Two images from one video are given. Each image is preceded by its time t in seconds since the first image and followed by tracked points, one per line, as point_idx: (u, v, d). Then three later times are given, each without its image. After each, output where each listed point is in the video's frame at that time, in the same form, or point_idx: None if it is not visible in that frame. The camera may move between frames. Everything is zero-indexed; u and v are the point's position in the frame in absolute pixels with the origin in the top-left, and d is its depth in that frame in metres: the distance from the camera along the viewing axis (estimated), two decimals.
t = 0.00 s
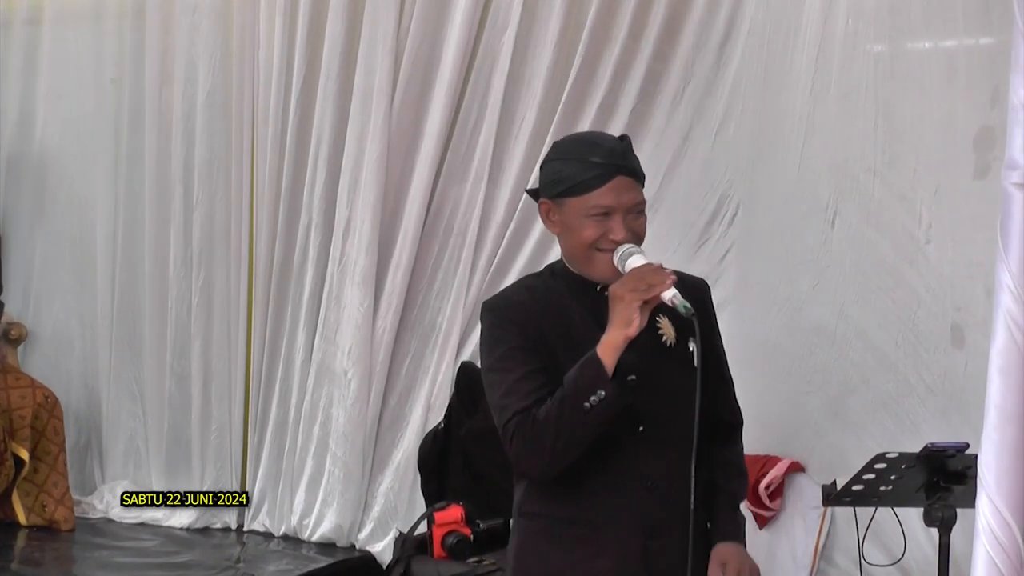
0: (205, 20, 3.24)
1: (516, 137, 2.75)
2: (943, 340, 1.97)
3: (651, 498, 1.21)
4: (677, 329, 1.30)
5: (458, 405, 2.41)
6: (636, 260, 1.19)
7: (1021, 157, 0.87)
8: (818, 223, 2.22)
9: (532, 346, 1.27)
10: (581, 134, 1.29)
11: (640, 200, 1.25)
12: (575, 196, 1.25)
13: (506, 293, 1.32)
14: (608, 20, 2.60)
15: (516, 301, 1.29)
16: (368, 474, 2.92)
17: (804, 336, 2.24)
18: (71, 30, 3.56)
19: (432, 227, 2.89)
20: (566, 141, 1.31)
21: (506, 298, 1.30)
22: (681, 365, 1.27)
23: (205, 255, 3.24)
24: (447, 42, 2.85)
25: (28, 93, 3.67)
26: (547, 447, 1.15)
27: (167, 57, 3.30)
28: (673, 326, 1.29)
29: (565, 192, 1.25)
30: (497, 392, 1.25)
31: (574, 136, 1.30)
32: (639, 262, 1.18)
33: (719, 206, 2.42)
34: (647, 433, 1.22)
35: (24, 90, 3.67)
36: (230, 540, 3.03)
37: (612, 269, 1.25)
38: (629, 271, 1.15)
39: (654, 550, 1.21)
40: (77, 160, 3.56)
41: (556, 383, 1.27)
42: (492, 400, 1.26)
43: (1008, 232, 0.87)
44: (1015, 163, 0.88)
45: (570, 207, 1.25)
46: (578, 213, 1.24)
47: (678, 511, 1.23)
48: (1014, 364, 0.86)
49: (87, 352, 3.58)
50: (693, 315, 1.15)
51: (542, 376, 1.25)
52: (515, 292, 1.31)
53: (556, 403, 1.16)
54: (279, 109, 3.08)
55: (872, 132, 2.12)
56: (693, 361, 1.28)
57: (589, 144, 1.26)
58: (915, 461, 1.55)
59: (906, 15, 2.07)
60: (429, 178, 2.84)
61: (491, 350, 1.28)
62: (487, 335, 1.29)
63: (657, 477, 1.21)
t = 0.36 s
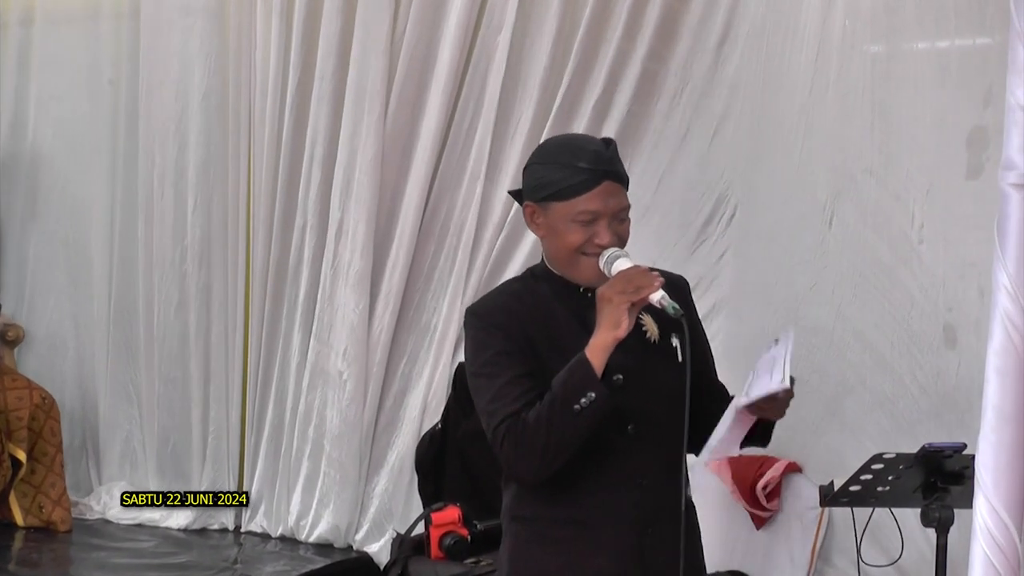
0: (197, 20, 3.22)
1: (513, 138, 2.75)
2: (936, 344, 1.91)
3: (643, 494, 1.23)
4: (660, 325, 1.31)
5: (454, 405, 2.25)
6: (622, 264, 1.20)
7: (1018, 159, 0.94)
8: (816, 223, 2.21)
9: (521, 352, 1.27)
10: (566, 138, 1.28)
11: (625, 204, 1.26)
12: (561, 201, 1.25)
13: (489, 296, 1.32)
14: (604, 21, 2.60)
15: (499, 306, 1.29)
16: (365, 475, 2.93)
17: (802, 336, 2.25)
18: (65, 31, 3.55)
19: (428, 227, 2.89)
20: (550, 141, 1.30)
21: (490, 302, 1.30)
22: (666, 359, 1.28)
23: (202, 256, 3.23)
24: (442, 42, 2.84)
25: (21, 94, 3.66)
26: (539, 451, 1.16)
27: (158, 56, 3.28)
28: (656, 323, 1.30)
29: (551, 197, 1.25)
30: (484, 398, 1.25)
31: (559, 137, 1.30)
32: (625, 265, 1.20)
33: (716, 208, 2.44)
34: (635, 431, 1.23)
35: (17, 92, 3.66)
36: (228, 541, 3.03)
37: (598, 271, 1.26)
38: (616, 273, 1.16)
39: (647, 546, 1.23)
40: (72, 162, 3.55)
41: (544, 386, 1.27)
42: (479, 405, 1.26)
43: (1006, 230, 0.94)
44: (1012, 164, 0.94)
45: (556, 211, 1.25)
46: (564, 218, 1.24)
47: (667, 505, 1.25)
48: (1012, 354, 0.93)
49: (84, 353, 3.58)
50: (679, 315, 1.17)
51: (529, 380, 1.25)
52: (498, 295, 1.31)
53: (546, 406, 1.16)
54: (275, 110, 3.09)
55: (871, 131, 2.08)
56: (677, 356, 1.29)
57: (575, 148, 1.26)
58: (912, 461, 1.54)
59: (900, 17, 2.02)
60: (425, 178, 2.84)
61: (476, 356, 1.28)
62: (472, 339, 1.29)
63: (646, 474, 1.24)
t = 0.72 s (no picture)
0: (194, 20, 3.21)
1: (511, 139, 2.74)
2: (937, 345, 2.01)
3: (632, 495, 1.35)
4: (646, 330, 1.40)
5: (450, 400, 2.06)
6: (616, 275, 1.30)
7: (1018, 159, 0.94)
8: (813, 225, 2.23)
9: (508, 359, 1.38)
10: (562, 144, 1.37)
11: (617, 210, 1.35)
12: (556, 207, 1.34)
13: (475, 302, 1.43)
14: (603, 20, 2.59)
15: (487, 310, 1.40)
16: (364, 475, 2.93)
17: (801, 337, 2.23)
18: (63, 31, 3.55)
19: (426, 228, 2.88)
20: (546, 144, 1.39)
21: (478, 308, 1.41)
22: (654, 360, 1.40)
23: (199, 256, 3.24)
24: (440, 42, 2.84)
25: (19, 94, 3.66)
26: (528, 458, 1.27)
27: (155, 56, 3.28)
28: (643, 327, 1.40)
29: (546, 202, 1.34)
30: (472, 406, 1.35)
31: (555, 141, 1.38)
32: (617, 275, 1.30)
33: (714, 207, 2.41)
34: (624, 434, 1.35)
35: (14, 92, 3.66)
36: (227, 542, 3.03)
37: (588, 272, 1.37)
38: (611, 286, 1.24)
39: (635, 543, 1.34)
40: (70, 162, 3.55)
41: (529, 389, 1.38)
42: (467, 410, 1.37)
43: (1005, 229, 0.94)
44: (1011, 164, 0.94)
45: (550, 216, 1.35)
46: (560, 223, 1.34)
47: (652, 505, 1.37)
48: (1012, 353, 0.93)
49: (83, 354, 3.58)
50: (670, 332, 1.26)
51: (515, 386, 1.36)
52: (485, 302, 1.42)
53: (535, 416, 1.26)
54: (273, 110, 3.09)
55: (868, 131, 2.13)
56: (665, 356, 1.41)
57: (571, 155, 1.34)
58: (911, 461, 1.54)
59: (898, 19, 2.10)
60: (423, 178, 2.84)
61: (465, 363, 1.39)
62: (459, 345, 1.40)
63: (636, 476, 1.35)
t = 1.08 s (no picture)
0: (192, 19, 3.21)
1: (510, 139, 2.73)
2: (940, 347, 2.05)
3: (621, 495, 1.42)
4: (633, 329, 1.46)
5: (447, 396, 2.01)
6: (604, 281, 1.36)
7: (1017, 159, 0.94)
8: (811, 225, 2.25)
9: (496, 360, 1.46)
10: (556, 148, 1.43)
11: (607, 215, 1.42)
12: (549, 211, 1.40)
13: (463, 304, 1.50)
14: (603, 18, 2.58)
15: (473, 312, 1.48)
16: (364, 475, 2.94)
17: (802, 336, 2.25)
18: (61, 31, 3.54)
19: (424, 227, 2.88)
20: (540, 147, 1.44)
21: (465, 310, 1.49)
22: (641, 359, 1.47)
23: (198, 255, 3.23)
24: (439, 41, 2.83)
25: (17, 93, 3.65)
26: (515, 461, 1.34)
27: (154, 56, 3.28)
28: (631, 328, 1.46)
29: (539, 206, 1.41)
30: (461, 407, 1.43)
31: (549, 144, 1.44)
32: (607, 282, 1.36)
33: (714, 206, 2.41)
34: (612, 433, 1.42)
35: (13, 92, 3.66)
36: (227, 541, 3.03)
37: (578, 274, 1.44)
38: (601, 292, 1.30)
39: (624, 542, 1.42)
40: (69, 162, 3.54)
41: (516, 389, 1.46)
42: (455, 413, 1.44)
43: (1004, 229, 0.94)
44: (1011, 164, 0.94)
45: (543, 219, 1.41)
46: (552, 227, 1.41)
47: (640, 505, 1.44)
48: (1012, 353, 0.93)
49: (82, 354, 3.58)
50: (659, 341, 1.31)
51: (503, 389, 1.43)
52: (475, 303, 1.49)
53: (523, 421, 1.34)
54: (271, 110, 3.10)
55: (869, 132, 2.16)
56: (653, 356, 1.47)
57: (565, 161, 1.40)
58: (910, 461, 1.54)
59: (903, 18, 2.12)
60: (422, 178, 2.84)
61: (453, 364, 1.47)
62: (448, 346, 1.48)
63: (624, 476, 1.43)
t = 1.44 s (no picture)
0: (191, 19, 3.21)
1: (509, 138, 2.72)
2: (941, 345, 2.07)
3: (613, 495, 1.45)
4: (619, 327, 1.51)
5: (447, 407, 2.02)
6: (597, 286, 1.37)
7: (1018, 159, 0.94)
8: (811, 227, 2.26)
9: (485, 363, 1.47)
10: (542, 154, 1.45)
11: (597, 217, 1.44)
12: (539, 217, 1.42)
13: (451, 308, 1.52)
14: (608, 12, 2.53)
15: (461, 316, 1.50)
16: (364, 474, 2.94)
17: (802, 336, 2.26)
18: (61, 31, 3.54)
19: (425, 227, 2.87)
20: (526, 153, 1.46)
21: (454, 314, 1.50)
22: (629, 360, 1.51)
23: (197, 255, 3.23)
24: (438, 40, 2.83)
25: (16, 92, 3.64)
26: (507, 467, 1.35)
27: (152, 55, 3.27)
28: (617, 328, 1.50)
29: (529, 212, 1.43)
30: (450, 412, 1.44)
31: (535, 150, 1.46)
32: (600, 287, 1.37)
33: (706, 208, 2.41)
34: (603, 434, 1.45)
35: (13, 91, 3.65)
36: (226, 541, 3.03)
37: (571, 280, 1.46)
38: (592, 300, 1.31)
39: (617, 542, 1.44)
40: (70, 161, 3.54)
41: (504, 391, 1.47)
42: (446, 416, 1.45)
43: (1004, 228, 0.94)
44: (1011, 163, 0.94)
45: (534, 225, 1.43)
46: (544, 233, 1.42)
47: (632, 504, 1.46)
48: (1012, 353, 0.93)
49: (81, 354, 3.58)
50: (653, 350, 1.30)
51: (494, 392, 1.45)
52: (464, 307, 1.51)
53: (515, 427, 1.34)
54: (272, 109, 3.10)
55: (870, 133, 2.17)
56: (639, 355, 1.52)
57: (552, 166, 1.43)
58: (911, 461, 1.54)
59: (905, 17, 2.14)
60: (421, 178, 2.84)
61: (443, 369, 1.48)
62: (437, 350, 1.49)
63: (615, 476, 1.45)
